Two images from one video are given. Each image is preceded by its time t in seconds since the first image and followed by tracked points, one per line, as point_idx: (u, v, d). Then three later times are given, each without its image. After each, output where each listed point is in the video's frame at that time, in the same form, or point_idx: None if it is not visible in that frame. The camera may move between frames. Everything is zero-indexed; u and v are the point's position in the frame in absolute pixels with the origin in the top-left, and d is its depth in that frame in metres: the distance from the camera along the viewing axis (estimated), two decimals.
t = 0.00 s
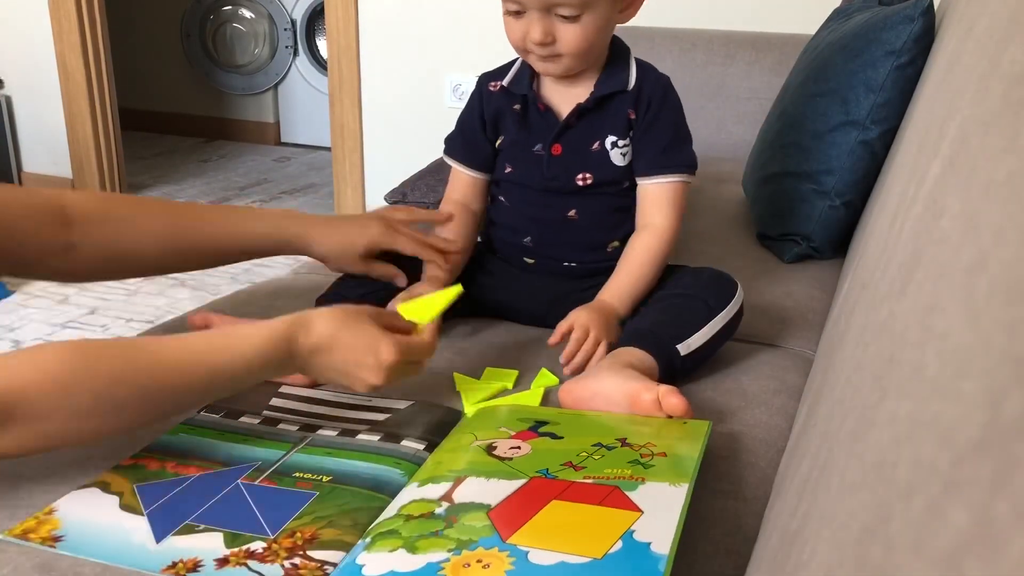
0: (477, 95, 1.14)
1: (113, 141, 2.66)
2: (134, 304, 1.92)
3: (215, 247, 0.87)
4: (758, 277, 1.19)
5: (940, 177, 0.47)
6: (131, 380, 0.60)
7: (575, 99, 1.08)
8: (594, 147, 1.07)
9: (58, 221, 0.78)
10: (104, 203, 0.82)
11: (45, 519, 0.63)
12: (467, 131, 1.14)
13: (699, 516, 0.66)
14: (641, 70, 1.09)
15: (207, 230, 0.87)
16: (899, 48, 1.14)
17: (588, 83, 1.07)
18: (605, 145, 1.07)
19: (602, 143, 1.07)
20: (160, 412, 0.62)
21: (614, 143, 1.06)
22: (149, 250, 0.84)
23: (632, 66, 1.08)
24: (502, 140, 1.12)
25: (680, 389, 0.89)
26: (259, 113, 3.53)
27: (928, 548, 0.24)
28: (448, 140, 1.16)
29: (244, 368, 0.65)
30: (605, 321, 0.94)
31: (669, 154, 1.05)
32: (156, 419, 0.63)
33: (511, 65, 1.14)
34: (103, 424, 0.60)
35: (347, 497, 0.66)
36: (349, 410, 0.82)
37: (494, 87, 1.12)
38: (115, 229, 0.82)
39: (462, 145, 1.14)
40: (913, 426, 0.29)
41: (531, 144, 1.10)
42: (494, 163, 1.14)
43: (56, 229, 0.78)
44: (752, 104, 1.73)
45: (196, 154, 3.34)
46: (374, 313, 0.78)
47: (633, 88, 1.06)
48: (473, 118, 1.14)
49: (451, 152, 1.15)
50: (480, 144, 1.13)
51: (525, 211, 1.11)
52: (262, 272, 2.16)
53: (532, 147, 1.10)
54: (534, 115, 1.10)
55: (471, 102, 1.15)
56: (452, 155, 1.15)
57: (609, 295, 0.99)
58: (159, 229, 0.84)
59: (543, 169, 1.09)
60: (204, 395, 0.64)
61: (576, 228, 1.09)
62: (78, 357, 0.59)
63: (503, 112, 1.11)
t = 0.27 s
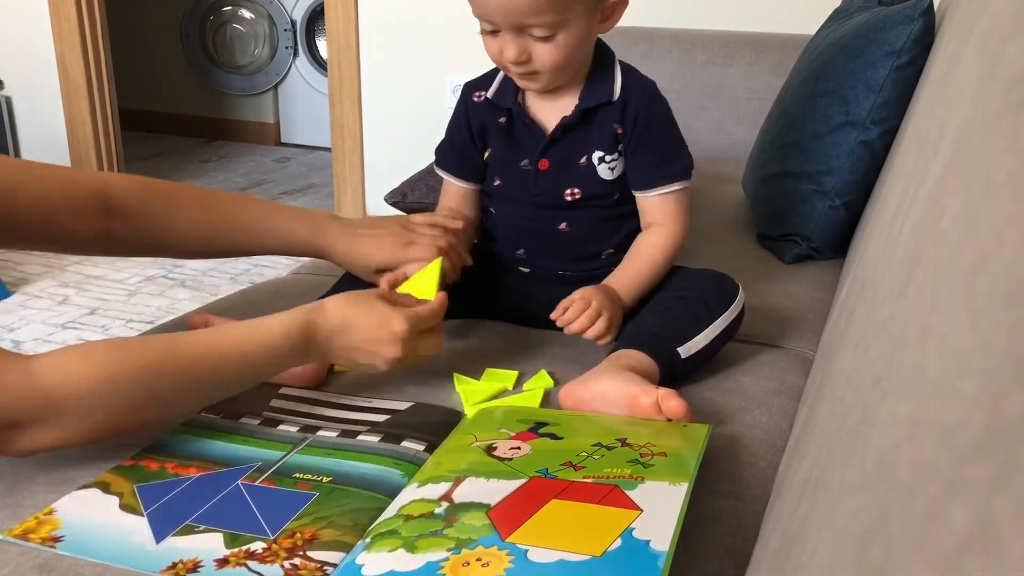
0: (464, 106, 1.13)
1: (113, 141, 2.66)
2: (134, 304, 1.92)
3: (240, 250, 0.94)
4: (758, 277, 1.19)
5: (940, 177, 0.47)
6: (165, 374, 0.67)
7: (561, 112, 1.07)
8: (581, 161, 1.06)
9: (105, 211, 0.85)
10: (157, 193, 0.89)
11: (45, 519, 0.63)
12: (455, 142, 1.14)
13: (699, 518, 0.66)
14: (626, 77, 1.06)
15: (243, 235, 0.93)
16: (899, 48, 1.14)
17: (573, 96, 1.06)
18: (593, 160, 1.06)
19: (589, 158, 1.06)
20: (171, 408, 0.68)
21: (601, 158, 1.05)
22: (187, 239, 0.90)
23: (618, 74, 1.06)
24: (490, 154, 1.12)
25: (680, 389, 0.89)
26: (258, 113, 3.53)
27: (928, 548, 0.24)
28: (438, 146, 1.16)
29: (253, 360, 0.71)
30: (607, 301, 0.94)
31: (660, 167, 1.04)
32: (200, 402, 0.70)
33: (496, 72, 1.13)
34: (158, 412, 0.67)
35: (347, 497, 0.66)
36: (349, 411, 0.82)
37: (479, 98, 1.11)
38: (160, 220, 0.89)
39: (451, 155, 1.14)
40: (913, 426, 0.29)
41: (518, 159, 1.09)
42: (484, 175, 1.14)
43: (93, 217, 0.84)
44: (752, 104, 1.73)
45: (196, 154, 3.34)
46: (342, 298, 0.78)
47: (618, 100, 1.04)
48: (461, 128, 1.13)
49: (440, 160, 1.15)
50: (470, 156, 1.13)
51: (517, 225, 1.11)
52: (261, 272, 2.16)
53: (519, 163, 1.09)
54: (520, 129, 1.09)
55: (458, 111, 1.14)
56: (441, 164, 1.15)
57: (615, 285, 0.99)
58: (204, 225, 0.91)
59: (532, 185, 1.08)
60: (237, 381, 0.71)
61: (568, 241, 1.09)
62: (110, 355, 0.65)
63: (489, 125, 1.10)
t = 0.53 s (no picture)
0: (446, 116, 1.11)
1: (113, 141, 2.66)
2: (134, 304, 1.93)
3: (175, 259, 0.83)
4: (758, 277, 1.19)
5: (940, 177, 0.47)
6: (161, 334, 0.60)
7: (552, 118, 1.05)
8: (576, 168, 1.05)
9: (42, 222, 0.78)
10: (90, 204, 0.81)
11: (44, 519, 0.62)
12: (440, 150, 1.12)
13: (699, 517, 0.66)
14: (612, 77, 1.05)
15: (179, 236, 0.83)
16: (900, 48, 1.14)
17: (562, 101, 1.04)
18: (589, 167, 1.04)
19: (585, 164, 1.05)
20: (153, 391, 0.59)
21: (598, 163, 1.04)
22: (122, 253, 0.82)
23: (603, 75, 1.05)
24: (478, 165, 1.10)
25: (680, 389, 0.89)
26: (258, 113, 3.53)
27: (929, 548, 0.24)
28: (415, 157, 1.14)
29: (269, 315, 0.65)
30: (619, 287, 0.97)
31: (660, 166, 1.04)
32: (181, 380, 0.61)
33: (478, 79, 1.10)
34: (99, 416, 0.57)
35: (346, 498, 0.66)
36: (349, 411, 0.82)
37: (463, 107, 1.09)
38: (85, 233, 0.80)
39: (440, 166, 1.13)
40: (913, 426, 0.29)
41: (511, 172, 1.07)
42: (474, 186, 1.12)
43: (38, 229, 0.78)
44: (752, 104, 1.73)
45: (196, 155, 3.34)
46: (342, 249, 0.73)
47: (608, 103, 1.03)
48: (445, 139, 1.11)
49: (425, 170, 1.13)
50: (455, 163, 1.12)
51: (513, 236, 1.09)
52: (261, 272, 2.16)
53: (511, 175, 1.07)
54: (510, 139, 1.07)
55: (440, 122, 1.12)
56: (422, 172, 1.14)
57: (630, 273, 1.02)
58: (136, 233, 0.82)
59: (527, 196, 1.07)
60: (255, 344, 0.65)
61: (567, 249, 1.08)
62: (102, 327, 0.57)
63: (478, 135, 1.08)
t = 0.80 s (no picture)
0: (423, 131, 1.10)
1: (113, 141, 2.66)
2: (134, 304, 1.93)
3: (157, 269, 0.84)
4: (758, 277, 1.19)
5: (941, 177, 0.47)
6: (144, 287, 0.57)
7: (531, 132, 1.04)
8: (558, 182, 1.04)
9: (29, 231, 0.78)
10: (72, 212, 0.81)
11: (43, 519, 0.62)
12: (419, 165, 1.12)
13: (699, 518, 0.66)
14: (588, 87, 1.04)
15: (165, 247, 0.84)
16: (899, 49, 1.14)
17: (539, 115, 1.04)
18: (570, 180, 1.03)
19: (566, 178, 1.04)
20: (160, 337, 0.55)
21: (579, 177, 1.03)
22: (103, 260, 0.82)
23: (579, 85, 1.03)
24: (459, 182, 1.09)
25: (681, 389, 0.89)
26: (258, 113, 3.53)
27: (928, 548, 0.23)
28: (393, 171, 1.14)
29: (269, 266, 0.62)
30: (610, 305, 0.96)
31: (642, 174, 1.03)
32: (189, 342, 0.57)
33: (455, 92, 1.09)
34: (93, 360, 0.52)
35: (345, 499, 0.66)
36: (349, 412, 0.82)
37: (441, 122, 1.08)
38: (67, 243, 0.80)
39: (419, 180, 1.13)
40: (913, 426, 0.29)
41: (493, 188, 1.06)
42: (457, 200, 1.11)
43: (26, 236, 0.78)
44: (752, 104, 1.73)
45: (196, 154, 3.34)
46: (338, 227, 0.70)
47: (584, 115, 1.02)
48: (423, 154, 1.11)
49: (403, 183, 1.14)
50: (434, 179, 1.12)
51: (500, 250, 1.09)
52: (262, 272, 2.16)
53: (493, 192, 1.06)
54: (489, 154, 1.06)
55: (417, 137, 1.11)
56: (400, 186, 1.14)
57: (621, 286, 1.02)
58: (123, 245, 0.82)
59: (510, 213, 1.06)
60: (254, 300, 0.60)
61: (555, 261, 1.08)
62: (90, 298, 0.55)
63: (457, 153, 1.08)
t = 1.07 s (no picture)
0: (417, 141, 1.10)
1: (113, 141, 2.66)
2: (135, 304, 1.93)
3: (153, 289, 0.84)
4: (758, 277, 1.19)
5: (941, 177, 0.47)
6: (133, 347, 0.58)
7: (524, 137, 1.04)
8: (553, 187, 1.04)
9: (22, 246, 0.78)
10: (67, 226, 0.81)
11: (42, 519, 0.62)
12: (413, 174, 1.11)
13: (699, 518, 0.66)
14: (580, 90, 1.04)
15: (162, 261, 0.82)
16: (900, 49, 1.14)
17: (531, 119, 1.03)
18: (566, 185, 1.04)
19: (562, 182, 1.04)
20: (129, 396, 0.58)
21: (575, 181, 1.04)
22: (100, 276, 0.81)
23: (571, 89, 1.04)
24: (455, 190, 1.09)
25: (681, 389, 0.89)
26: (258, 113, 3.53)
27: (929, 548, 0.23)
28: (389, 180, 1.13)
29: (256, 328, 0.65)
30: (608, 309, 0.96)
31: (637, 176, 1.03)
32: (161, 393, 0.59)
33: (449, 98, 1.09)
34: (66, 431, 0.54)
35: (345, 499, 0.66)
36: (349, 412, 0.82)
37: (435, 130, 1.08)
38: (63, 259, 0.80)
39: (416, 186, 1.12)
40: (913, 426, 0.29)
41: (488, 195, 1.06)
42: (453, 209, 1.11)
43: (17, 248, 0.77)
44: (752, 104, 1.73)
45: (196, 155, 3.34)
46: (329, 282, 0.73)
47: (578, 118, 1.02)
48: (419, 163, 1.11)
49: (400, 192, 1.12)
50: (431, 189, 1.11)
51: (499, 257, 1.09)
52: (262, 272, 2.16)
53: (489, 199, 1.07)
54: (484, 161, 1.05)
55: (411, 147, 1.11)
56: (397, 196, 1.12)
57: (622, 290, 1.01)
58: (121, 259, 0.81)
59: (507, 219, 1.06)
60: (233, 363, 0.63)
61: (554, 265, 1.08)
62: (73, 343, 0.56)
63: (451, 160, 1.08)
